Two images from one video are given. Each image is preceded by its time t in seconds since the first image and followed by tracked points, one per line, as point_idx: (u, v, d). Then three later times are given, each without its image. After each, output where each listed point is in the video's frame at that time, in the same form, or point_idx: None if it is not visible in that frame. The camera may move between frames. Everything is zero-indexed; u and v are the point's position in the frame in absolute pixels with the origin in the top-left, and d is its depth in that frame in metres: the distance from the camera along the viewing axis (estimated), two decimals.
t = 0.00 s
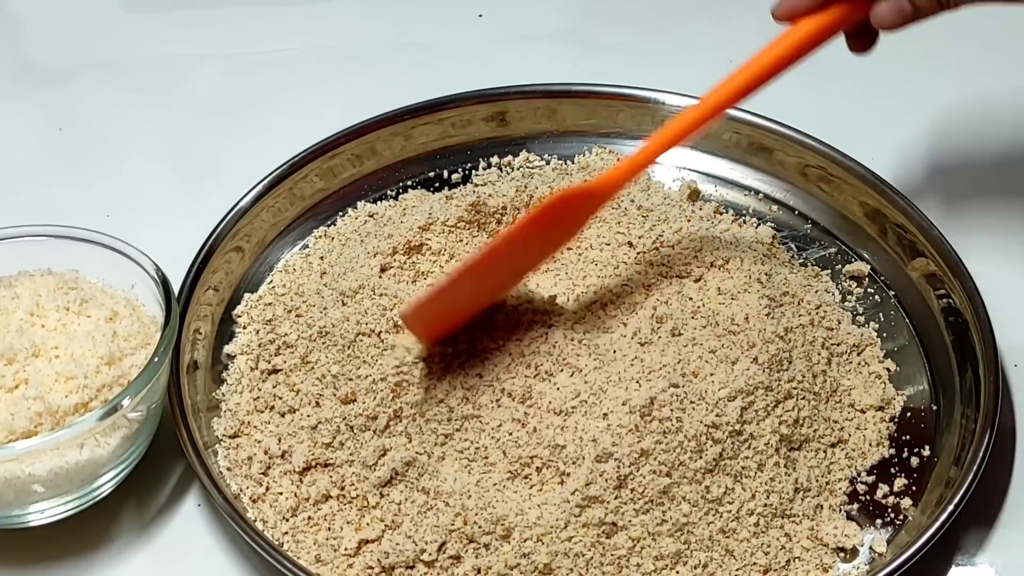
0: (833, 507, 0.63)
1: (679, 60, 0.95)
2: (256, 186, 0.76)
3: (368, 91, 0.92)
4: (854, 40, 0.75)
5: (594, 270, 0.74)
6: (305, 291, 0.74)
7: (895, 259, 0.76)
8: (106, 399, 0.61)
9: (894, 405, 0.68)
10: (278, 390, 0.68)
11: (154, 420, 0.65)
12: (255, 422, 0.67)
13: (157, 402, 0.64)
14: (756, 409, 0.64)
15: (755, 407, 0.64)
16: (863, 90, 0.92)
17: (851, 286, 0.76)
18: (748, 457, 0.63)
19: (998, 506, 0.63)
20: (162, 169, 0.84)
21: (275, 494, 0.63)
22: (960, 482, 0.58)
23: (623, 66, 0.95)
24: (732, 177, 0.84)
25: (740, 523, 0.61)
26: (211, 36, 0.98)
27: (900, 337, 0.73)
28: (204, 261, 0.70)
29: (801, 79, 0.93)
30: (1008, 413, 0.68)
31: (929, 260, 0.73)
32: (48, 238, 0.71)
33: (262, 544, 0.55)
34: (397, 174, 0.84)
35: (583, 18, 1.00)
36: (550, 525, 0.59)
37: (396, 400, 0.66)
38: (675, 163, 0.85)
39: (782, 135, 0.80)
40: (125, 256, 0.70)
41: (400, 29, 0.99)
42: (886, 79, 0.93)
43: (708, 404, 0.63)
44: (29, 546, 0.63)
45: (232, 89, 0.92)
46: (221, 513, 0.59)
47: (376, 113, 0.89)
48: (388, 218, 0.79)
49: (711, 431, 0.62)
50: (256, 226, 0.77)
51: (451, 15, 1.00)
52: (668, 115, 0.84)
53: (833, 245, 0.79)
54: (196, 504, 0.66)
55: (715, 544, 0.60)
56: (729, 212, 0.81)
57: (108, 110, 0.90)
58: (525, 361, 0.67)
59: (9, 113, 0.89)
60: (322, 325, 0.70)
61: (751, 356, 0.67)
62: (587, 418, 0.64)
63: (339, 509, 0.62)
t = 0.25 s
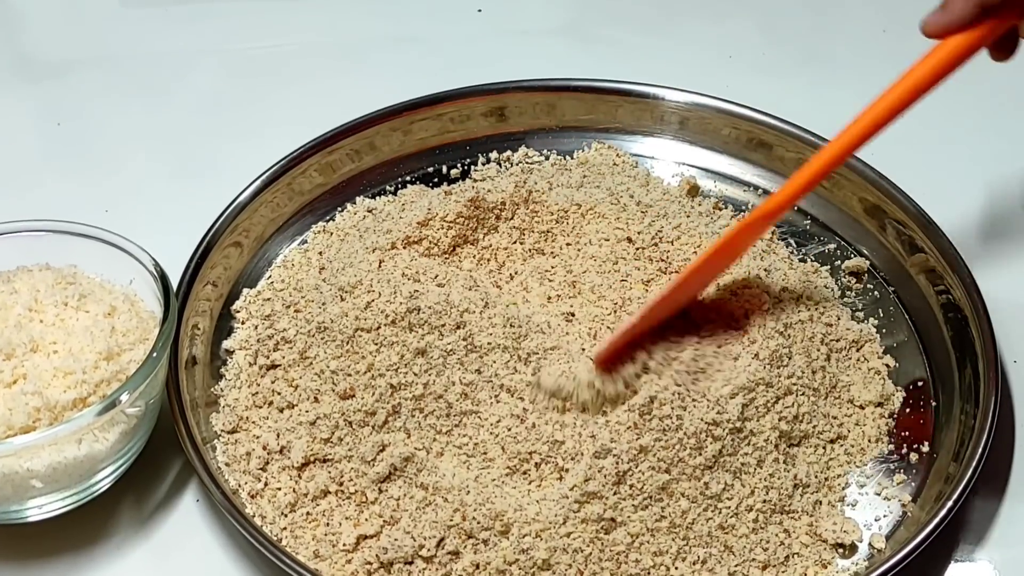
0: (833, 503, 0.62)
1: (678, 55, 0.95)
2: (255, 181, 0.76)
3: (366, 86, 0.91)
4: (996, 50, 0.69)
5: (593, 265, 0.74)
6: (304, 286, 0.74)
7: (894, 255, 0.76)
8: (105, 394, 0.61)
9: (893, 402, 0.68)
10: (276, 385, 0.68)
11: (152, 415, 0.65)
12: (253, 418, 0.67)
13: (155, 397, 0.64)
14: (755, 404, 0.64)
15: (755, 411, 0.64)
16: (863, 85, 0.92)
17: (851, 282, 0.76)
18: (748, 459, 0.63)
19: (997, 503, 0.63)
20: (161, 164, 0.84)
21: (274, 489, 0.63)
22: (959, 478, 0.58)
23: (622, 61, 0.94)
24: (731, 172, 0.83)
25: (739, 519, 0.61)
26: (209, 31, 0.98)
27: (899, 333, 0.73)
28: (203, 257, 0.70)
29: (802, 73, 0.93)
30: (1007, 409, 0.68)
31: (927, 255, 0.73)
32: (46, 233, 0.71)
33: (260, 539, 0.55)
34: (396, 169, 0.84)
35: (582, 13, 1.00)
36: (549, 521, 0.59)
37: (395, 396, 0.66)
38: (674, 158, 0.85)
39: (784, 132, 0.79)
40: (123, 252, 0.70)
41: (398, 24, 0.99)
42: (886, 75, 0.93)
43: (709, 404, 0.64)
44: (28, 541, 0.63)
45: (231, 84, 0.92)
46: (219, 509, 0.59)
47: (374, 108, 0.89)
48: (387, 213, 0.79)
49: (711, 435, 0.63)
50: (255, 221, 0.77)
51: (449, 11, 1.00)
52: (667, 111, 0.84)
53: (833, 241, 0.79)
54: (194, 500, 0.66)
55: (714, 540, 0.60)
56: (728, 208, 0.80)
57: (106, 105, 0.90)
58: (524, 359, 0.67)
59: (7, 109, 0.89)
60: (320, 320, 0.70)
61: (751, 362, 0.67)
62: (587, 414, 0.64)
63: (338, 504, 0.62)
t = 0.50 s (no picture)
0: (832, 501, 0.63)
1: (677, 52, 0.95)
2: (254, 179, 0.76)
3: (365, 84, 0.91)
4: None
5: (592, 263, 0.75)
6: (302, 284, 0.74)
7: (893, 253, 0.76)
8: (104, 392, 0.61)
9: (891, 400, 0.68)
10: (275, 383, 0.68)
11: (150, 413, 0.65)
12: (252, 416, 0.67)
13: (154, 396, 0.64)
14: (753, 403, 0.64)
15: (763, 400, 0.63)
16: (862, 83, 0.92)
17: (850, 279, 0.76)
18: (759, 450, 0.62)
19: (996, 501, 0.63)
20: (160, 162, 0.84)
21: (272, 487, 0.63)
22: (958, 477, 0.58)
23: (621, 59, 0.94)
24: (730, 170, 0.83)
25: (739, 517, 0.61)
26: (208, 29, 0.98)
27: (898, 331, 0.73)
28: (201, 254, 0.70)
29: (802, 71, 0.93)
30: (1006, 407, 0.68)
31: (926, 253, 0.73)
32: (44, 231, 0.71)
33: (260, 537, 0.55)
34: (395, 166, 0.84)
35: (581, 11, 1.00)
36: (548, 519, 0.59)
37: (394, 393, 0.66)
38: (673, 156, 0.85)
39: (784, 130, 0.79)
40: (121, 249, 0.70)
41: (397, 21, 0.99)
42: (885, 73, 0.93)
43: (716, 398, 0.63)
44: (26, 539, 0.63)
45: (231, 82, 0.92)
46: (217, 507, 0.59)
47: (373, 106, 0.89)
48: (386, 211, 0.79)
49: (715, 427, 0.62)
50: (253, 218, 0.77)
51: (448, 8, 1.00)
52: (666, 109, 0.84)
53: (832, 238, 0.79)
54: (193, 498, 0.66)
55: (713, 538, 0.60)
56: (727, 206, 0.80)
57: (105, 103, 0.90)
58: (523, 356, 0.67)
59: (6, 106, 0.89)
60: (319, 318, 0.70)
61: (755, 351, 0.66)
62: (586, 411, 0.64)
63: (337, 502, 0.62)
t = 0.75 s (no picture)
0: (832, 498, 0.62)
1: (676, 50, 0.95)
2: (253, 177, 0.76)
3: (363, 82, 0.91)
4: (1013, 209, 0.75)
5: (590, 262, 0.75)
6: (301, 282, 0.74)
7: (892, 250, 0.76)
8: (102, 390, 0.61)
9: (891, 397, 0.68)
10: (274, 381, 0.68)
11: (149, 411, 0.65)
12: (250, 414, 0.66)
13: (153, 394, 0.64)
14: (751, 400, 0.65)
15: (757, 400, 0.65)
16: (861, 81, 0.92)
17: (849, 277, 0.76)
18: (747, 451, 0.64)
19: (995, 499, 0.63)
20: (158, 160, 0.84)
21: (271, 485, 0.63)
22: (957, 475, 0.58)
23: (619, 57, 0.94)
24: (729, 168, 0.83)
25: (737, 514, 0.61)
26: (206, 27, 0.97)
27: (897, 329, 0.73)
28: (200, 253, 0.70)
29: (801, 69, 0.93)
30: (1005, 405, 0.68)
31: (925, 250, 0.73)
32: (42, 228, 0.71)
33: (259, 536, 0.55)
34: (393, 164, 0.84)
35: (580, 9, 1.00)
36: (547, 517, 0.59)
37: (392, 390, 0.66)
38: (672, 154, 0.85)
39: (783, 128, 0.79)
40: (120, 247, 0.69)
41: (396, 19, 0.98)
42: (885, 71, 0.93)
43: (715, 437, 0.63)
44: (24, 538, 0.63)
45: (230, 80, 0.92)
46: (216, 505, 0.59)
47: (372, 104, 0.89)
48: (385, 209, 0.79)
49: (710, 426, 0.63)
50: (252, 217, 0.77)
51: (447, 6, 1.00)
52: (665, 107, 0.84)
53: (831, 236, 0.79)
54: (192, 496, 0.65)
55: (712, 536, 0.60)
56: (726, 204, 0.80)
57: (103, 101, 0.90)
58: (523, 354, 0.67)
59: (4, 104, 0.89)
60: (317, 315, 0.70)
61: (752, 352, 0.67)
62: (585, 409, 0.64)
63: (336, 500, 0.62)
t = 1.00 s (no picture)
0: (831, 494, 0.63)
1: (675, 49, 0.95)
2: (251, 174, 0.76)
3: (362, 80, 0.91)
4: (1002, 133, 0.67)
5: (588, 260, 0.75)
6: (300, 279, 0.74)
7: (890, 248, 0.76)
8: (101, 387, 0.61)
9: (889, 395, 0.68)
10: (272, 378, 0.68)
11: (148, 409, 0.65)
12: (249, 411, 0.67)
13: (152, 391, 0.64)
14: (749, 397, 0.65)
15: (755, 397, 0.65)
16: (859, 79, 0.92)
17: (847, 274, 0.76)
18: (745, 448, 0.64)
19: (993, 496, 0.63)
20: (157, 158, 0.84)
21: (270, 482, 0.63)
22: (955, 471, 0.58)
23: (618, 55, 0.94)
24: (727, 166, 0.83)
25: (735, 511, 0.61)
26: (205, 25, 0.97)
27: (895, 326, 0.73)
28: (198, 250, 0.70)
29: (799, 67, 0.93)
30: (1002, 402, 0.68)
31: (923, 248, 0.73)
32: (42, 226, 0.71)
33: (258, 532, 0.55)
34: (392, 162, 0.84)
35: (578, 7, 1.00)
36: (546, 514, 0.59)
37: (390, 387, 0.66)
38: (671, 152, 0.85)
39: (781, 126, 0.80)
40: (119, 245, 0.70)
41: (395, 18, 0.99)
42: (883, 69, 0.93)
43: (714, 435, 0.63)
44: (23, 535, 0.63)
45: (228, 78, 0.92)
46: (215, 502, 0.59)
47: (371, 102, 0.89)
48: (384, 207, 0.79)
49: (709, 423, 0.63)
50: (251, 214, 0.77)
51: (446, 4, 1.00)
52: (664, 105, 0.84)
53: (829, 234, 0.79)
54: (191, 493, 0.65)
55: (711, 532, 0.60)
56: (724, 202, 0.80)
57: (102, 99, 0.90)
58: (521, 352, 0.67)
59: (3, 103, 0.89)
60: (316, 312, 0.70)
61: (751, 349, 0.67)
62: (584, 406, 0.64)
63: (335, 497, 0.62)
